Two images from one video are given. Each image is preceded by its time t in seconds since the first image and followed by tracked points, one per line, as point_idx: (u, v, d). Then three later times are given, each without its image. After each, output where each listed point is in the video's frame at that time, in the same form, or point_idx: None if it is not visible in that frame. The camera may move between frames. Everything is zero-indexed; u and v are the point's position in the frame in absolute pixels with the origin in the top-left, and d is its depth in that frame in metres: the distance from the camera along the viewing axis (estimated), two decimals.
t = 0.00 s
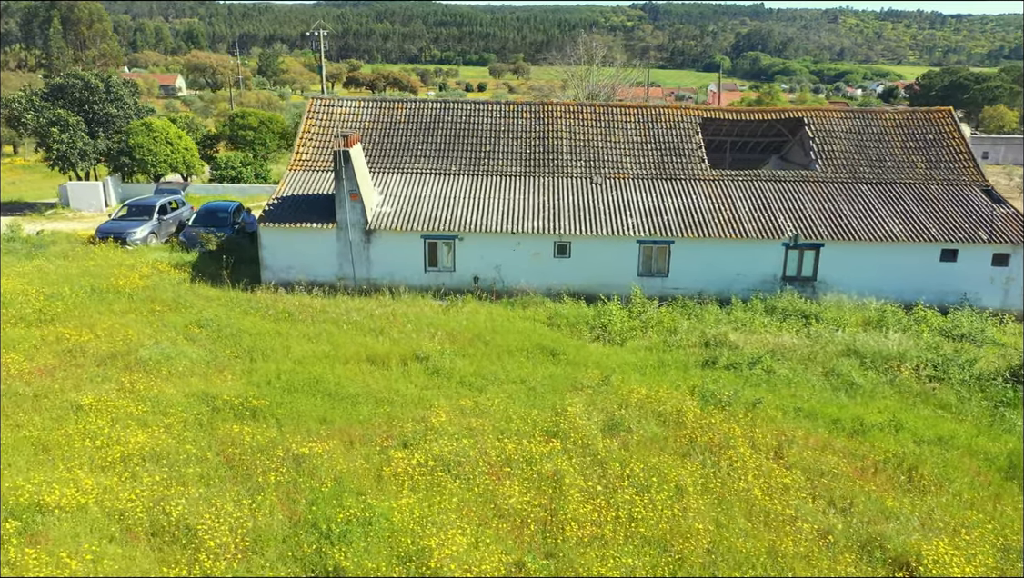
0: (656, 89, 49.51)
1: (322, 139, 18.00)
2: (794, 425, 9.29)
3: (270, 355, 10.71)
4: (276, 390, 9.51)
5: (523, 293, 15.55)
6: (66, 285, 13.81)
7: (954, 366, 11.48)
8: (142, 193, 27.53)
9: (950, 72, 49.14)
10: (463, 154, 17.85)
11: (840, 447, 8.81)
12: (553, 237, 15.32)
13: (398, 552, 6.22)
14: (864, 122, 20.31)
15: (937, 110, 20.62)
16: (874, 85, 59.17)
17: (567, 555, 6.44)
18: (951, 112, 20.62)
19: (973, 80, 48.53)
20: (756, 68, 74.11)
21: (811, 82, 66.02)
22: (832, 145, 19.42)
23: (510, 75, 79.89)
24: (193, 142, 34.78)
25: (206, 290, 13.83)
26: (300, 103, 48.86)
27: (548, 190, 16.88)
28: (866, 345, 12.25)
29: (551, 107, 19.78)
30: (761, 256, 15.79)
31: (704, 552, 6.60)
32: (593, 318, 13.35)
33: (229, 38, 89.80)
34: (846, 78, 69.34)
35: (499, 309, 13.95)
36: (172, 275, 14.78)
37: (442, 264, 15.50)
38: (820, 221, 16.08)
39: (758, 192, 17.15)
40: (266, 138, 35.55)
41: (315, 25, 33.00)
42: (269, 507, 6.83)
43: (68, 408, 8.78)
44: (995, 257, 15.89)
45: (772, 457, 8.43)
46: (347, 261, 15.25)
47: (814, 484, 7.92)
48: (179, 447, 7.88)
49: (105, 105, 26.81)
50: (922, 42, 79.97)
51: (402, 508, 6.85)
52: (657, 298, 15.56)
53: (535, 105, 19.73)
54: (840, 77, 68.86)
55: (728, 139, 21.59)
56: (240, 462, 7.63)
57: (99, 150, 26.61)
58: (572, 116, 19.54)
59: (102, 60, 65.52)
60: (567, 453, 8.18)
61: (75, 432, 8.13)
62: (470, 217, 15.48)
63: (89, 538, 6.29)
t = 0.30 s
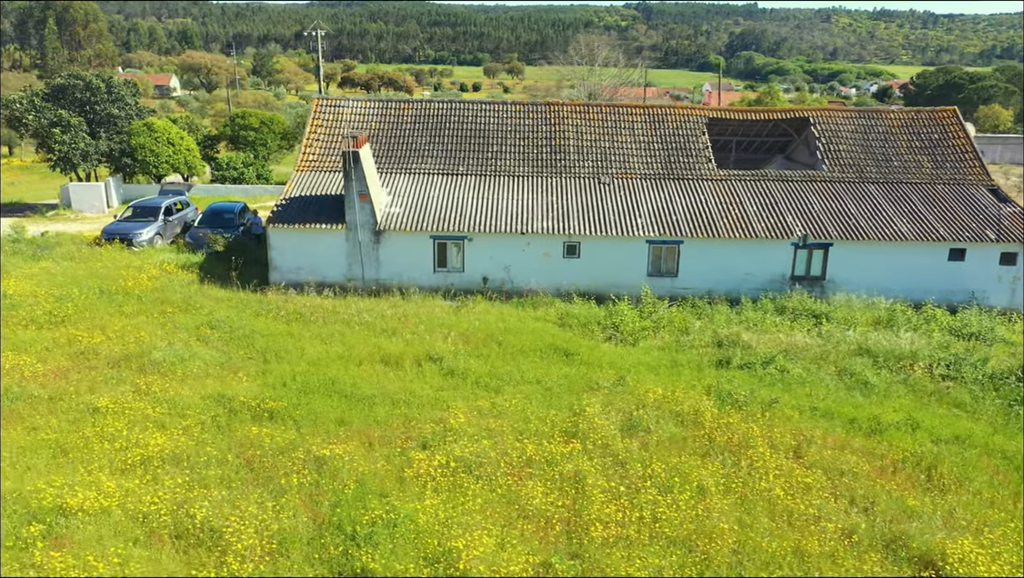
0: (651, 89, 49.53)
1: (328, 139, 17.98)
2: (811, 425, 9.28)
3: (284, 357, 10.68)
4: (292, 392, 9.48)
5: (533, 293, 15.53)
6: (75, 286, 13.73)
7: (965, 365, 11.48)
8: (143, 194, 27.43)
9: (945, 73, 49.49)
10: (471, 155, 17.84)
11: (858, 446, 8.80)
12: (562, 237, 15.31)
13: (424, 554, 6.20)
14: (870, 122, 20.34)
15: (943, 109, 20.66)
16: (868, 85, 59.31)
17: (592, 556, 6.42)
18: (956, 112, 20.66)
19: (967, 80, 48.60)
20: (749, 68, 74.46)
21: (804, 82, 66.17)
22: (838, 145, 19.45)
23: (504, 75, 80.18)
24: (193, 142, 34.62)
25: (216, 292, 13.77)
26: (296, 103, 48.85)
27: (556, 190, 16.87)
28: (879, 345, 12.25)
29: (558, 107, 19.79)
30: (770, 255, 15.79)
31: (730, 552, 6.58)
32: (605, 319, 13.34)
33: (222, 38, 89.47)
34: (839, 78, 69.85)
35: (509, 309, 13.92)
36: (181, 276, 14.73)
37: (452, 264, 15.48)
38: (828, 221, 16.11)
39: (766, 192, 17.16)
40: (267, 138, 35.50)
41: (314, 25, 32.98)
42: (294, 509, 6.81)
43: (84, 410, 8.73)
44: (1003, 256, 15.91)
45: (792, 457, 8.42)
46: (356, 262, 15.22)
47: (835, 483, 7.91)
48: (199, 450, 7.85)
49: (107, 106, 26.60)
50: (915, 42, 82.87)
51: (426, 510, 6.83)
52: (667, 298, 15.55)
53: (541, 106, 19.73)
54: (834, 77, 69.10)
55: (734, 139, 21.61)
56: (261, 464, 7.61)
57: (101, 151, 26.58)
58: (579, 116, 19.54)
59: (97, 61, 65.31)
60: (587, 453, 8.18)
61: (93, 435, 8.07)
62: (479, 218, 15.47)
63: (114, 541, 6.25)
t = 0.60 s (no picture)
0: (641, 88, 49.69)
1: (330, 140, 17.92)
2: (824, 423, 9.30)
3: (294, 359, 10.62)
4: (305, 394, 9.43)
5: (538, 293, 15.53)
6: (78, 288, 13.60)
7: (971, 362, 11.54)
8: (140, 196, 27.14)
9: (932, 72, 49.94)
10: (474, 155, 17.82)
11: (872, 443, 8.82)
12: (568, 237, 15.31)
13: (448, 556, 6.19)
14: (870, 121, 20.45)
15: (941, 108, 20.80)
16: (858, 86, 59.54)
17: (616, 556, 6.41)
18: (955, 111, 20.79)
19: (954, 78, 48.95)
20: (736, 68, 74.94)
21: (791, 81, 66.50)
22: (838, 144, 19.54)
23: (493, 75, 80.23)
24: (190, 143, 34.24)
25: (221, 293, 13.68)
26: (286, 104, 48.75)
27: (560, 190, 16.88)
28: (886, 343, 12.30)
29: (559, 107, 19.81)
30: (774, 254, 15.85)
31: (754, 550, 6.58)
32: (612, 319, 13.35)
33: (209, 38, 88.90)
34: (827, 77, 70.36)
35: (516, 309, 13.91)
36: (185, 278, 14.62)
37: (457, 264, 15.46)
38: (831, 220, 16.19)
39: (769, 191, 17.23)
40: (263, 138, 35.34)
41: (307, 26, 32.91)
42: (315, 512, 6.77)
43: (97, 414, 8.64)
44: (1004, 253, 16.01)
45: (807, 455, 8.43)
46: (361, 263, 15.17)
47: (852, 480, 7.92)
48: (216, 453, 7.79)
49: (101, 107, 26.37)
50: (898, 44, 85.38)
51: (448, 511, 6.81)
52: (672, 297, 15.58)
53: (542, 106, 19.74)
54: (820, 76, 69.63)
55: (734, 139, 21.68)
56: (279, 467, 7.57)
57: (96, 153, 26.37)
58: (580, 116, 19.56)
59: (85, 61, 64.86)
60: (604, 453, 8.17)
61: (107, 439, 8.00)
62: (484, 218, 15.46)
63: (136, 546, 6.20)
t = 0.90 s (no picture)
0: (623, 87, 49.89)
1: (324, 141, 17.82)
2: (828, 419, 9.37)
3: (296, 361, 10.56)
4: (310, 397, 9.37)
5: (536, 294, 15.54)
6: (72, 291, 13.40)
7: (967, 358, 11.68)
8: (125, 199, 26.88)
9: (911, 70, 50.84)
10: (468, 155, 17.81)
11: (876, 438, 8.91)
12: (565, 237, 15.33)
13: (467, 557, 6.18)
14: (859, 119, 20.67)
15: (929, 107, 21.06)
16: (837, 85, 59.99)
17: (633, 554, 6.43)
18: (942, 109, 21.06)
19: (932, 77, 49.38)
20: (714, 67, 75.55)
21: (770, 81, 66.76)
22: (829, 143, 19.74)
23: (474, 75, 80.00)
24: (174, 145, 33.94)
25: (218, 296, 13.57)
26: (267, 106, 48.39)
27: (556, 190, 16.90)
28: (883, 339, 12.42)
29: (552, 107, 19.83)
30: (769, 252, 15.98)
31: (769, 546, 6.62)
32: (612, 318, 13.39)
33: (185, 38, 87.81)
34: (804, 76, 71.13)
35: (515, 309, 13.91)
36: (180, 281, 14.48)
37: (454, 265, 15.44)
38: (825, 218, 16.36)
39: (762, 190, 17.38)
40: (249, 139, 35.07)
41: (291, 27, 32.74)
42: (329, 514, 6.74)
43: (100, 419, 8.52)
44: (994, 250, 16.23)
45: (814, 450, 8.50)
46: (358, 264, 15.10)
47: (859, 475, 7.99)
48: (224, 457, 7.72)
49: (86, 109, 26.04)
50: (875, 44, 87.02)
51: (463, 512, 6.80)
52: (668, 296, 15.65)
53: (535, 106, 19.77)
54: (798, 75, 70.48)
55: (725, 137, 21.81)
56: (290, 470, 7.52)
57: (81, 155, 26.00)
58: (573, 116, 19.61)
59: (62, 62, 63.83)
60: (613, 452, 8.20)
61: (113, 444, 7.89)
62: (481, 219, 15.45)
63: (151, 552, 6.13)
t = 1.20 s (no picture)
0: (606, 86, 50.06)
1: (318, 141, 17.73)
2: (831, 415, 9.46)
3: (299, 363, 10.50)
4: (315, 398, 9.33)
5: (534, 293, 15.56)
6: (67, 295, 13.23)
7: (963, 353, 11.84)
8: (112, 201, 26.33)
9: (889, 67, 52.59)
10: (463, 155, 17.79)
11: (880, 433, 9.01)
12: (562, 237, 15.36)
13: (484, 557, 6.18)
14: (849, 118, 20.86)
15: (918, 106, 21.30)
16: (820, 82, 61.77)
17: (648, 551, 6.47)
18: (931, 108, 21.30)
19: (910, 76, 49.50)
20: (694, 66, 76.06)
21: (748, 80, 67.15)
22: (820, 141, 19.92)
23: (453, 74, 80.30)
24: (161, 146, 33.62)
25: (215, 298, 13.46)
26: (249, 107, 48.06)
27: (551, 190, 16.93)
28: (880, 336, 12.54)
29: (546, 107, 19.85)
30: (765, 250, 16.10)
31: (782, 542, 6.68)
32: (611, 317, 13.43)
33: (164, 37, 86.82)
34: (783, 75, 71.83)
35: (514, 309, 13.92)
36: (175, 283, 14.35)
37: (452, 265, 15.42)
38: (819, 216, 16.51)
39: (756, 189, 17.52)
40: (237, 140, 34.81)
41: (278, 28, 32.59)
42: (343, 516, 6.72)
43: (104, 423, 8.44)
44: (985, 246, 16.46)
45: (820, 446, 8.57)
46: (355, 265, 15.04)
47: (866, 470, 8.07)
48: (234, 460, 7.67)
49: (72, 110, 25.89)
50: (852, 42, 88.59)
51: (478, 512, 6.80)
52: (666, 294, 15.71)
53: (529, 105, 19.78)
54: (778, 74, 71.14)
55: (716, 136, 21.93)
56: (300, 472, 7.48)
57: (67, 156, 25.63)
58: (567, 116, 19.64)
59: (40, 62, 62.83)
60: (622, 450, 8.23)
61: (120, 449, 7.82)
62: (478, 219, 15.44)
63: (166, 556, 6.09)
